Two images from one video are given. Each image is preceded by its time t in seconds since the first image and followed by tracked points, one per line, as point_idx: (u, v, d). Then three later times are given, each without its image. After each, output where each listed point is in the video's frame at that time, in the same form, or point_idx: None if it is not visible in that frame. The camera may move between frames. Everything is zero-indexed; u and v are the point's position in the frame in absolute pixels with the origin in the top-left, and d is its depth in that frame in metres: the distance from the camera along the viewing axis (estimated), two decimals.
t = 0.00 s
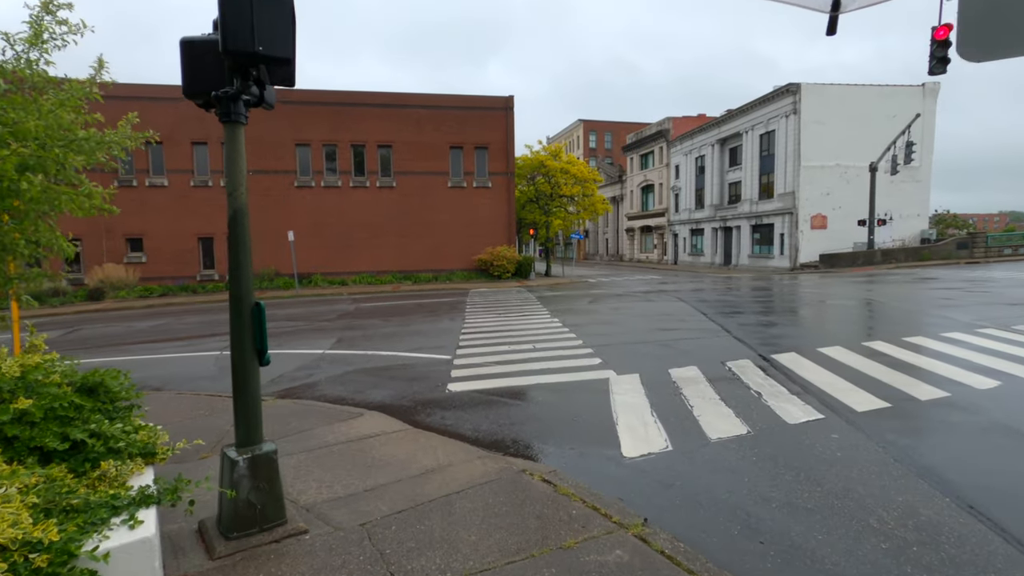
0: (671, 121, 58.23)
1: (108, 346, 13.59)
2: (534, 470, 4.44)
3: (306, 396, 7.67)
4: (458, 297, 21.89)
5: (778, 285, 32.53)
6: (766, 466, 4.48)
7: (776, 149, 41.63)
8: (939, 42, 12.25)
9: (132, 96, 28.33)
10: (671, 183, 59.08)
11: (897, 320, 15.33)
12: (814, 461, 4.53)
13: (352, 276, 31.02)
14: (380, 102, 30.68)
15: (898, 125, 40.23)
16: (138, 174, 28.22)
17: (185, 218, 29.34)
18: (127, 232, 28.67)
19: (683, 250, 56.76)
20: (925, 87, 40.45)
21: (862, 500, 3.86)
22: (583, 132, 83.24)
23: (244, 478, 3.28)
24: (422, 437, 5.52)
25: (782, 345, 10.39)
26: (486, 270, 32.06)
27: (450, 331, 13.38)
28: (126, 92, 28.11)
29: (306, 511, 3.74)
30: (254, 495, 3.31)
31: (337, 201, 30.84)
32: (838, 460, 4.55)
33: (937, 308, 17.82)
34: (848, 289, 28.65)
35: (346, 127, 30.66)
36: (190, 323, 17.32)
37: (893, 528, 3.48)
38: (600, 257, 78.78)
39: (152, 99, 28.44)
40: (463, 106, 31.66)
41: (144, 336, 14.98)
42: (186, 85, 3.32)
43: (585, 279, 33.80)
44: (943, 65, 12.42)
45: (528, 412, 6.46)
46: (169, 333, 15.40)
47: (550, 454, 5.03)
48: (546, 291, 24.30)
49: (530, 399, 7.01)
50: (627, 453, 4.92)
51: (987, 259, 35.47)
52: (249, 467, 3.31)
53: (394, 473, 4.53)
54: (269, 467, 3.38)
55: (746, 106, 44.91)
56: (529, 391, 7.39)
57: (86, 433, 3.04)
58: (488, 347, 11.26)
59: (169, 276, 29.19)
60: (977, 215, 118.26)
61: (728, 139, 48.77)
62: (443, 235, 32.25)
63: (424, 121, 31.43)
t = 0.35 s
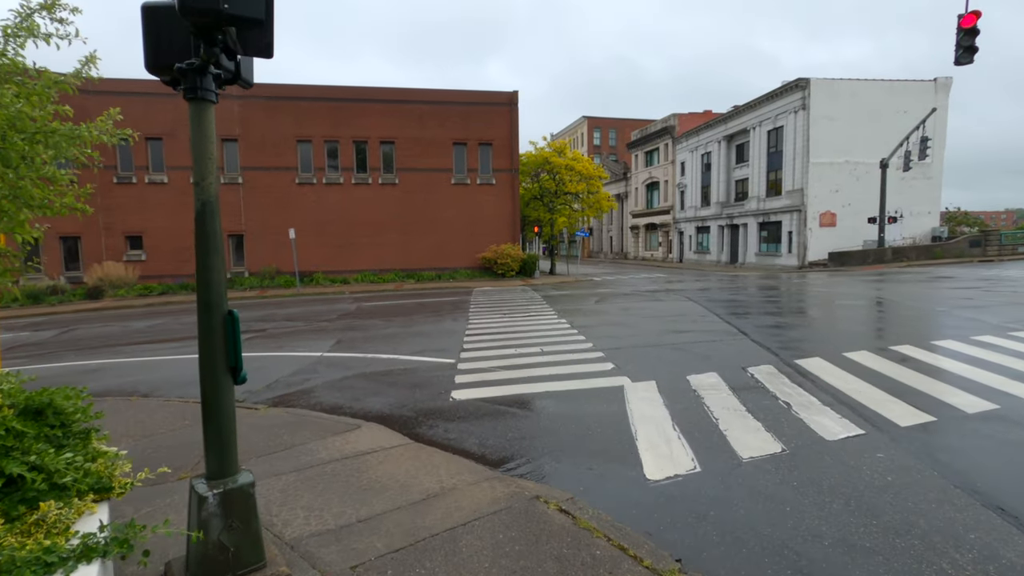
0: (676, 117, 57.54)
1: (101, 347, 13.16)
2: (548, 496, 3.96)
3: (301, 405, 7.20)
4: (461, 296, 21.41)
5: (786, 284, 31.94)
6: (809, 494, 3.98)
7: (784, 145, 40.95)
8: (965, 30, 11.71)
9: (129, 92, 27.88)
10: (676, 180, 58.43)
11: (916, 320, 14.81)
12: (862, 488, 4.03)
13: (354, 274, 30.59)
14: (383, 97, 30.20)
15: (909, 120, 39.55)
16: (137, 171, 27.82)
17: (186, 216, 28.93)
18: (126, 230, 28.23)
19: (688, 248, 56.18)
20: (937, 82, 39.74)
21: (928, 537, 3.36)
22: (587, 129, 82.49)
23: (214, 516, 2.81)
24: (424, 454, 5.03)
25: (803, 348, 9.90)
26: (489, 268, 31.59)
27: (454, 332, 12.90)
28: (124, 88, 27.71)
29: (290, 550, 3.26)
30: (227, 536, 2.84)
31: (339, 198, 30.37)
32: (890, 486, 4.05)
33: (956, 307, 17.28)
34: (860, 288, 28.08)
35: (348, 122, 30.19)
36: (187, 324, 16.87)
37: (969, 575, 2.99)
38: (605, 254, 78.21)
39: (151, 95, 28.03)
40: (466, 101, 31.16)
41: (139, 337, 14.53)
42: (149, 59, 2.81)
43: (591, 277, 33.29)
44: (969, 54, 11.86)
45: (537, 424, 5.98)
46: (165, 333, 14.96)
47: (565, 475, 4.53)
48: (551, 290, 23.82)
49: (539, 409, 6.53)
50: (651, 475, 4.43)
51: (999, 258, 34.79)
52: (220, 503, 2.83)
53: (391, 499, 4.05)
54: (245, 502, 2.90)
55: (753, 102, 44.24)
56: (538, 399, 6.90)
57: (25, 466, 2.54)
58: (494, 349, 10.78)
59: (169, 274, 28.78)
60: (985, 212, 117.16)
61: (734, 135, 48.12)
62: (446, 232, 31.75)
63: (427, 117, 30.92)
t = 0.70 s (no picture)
0: (688, 112, 56.63)
1: (100, 344, 12.81)
2: (574, 522, 3.47)
3: (301, 409, 6.75)
4: (469, 293, 20.94)
5: (801, 281, 31.26)
6: (877, 524, 3.45)
7: (799, 140, 40.09)
8: (1006, 13, 11.02)
9: (133, 87, 27.57)
10: (687, 176, 57.59)
11: (946, 319, 14.16)
12: (935, 516, 3.51)
13: (361, 270, 30.21)
14: (390, 91, 29.73)
15: (927, 114, 38.63)
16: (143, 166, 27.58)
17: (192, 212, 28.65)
18: (133, 225, 27.99)
19: (699, 245, 55.42)
20: (957, 75, 38.76)
21: None
22: (596, 124, 81.64)
23: (181, 558, 2.36)
24: (433, 468, 4.55)
25: (833, 349, 9.32)
26: (498, 264, 31.11)
27: (462, 330, 12.43)
28: (131, 82, 27.46)
29: None
30: None
31: (346, 193, 29.98)
32: (969, 516, 3.51)
33: (985, 306, 16.58)
34: (879, 285, 27.33)
35: (354, 117, 29.75)
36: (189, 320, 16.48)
37: None
38: (614, 251, 77.50)
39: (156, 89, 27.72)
40: (475, 95, 30.63)
41: (140, 334, 14.15)
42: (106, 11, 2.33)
43: (601, 274, 32.74)
44: (1009, 39, 11.19)
45: (553, 433, 5.47)
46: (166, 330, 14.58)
47: (590, 495, 4.04)
48: (561, 286, 23.30)
49: (556, 415, 6.05)
50: (690, 496, 3.92)
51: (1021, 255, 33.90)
52: (187, 540, 2.38)
53: (394, 524, 3.57)
54: (219, 538, 2.45)
55: (767, 96, 43.34)
56: (554, 405, 6.41)
57: None
58: (504, 347, 10.29)
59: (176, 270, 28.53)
60: (1002, 208, 115.02)
61: (747, 129, 47.24)
62: (455, 228, 31.29)
63: (435, 111, 30.42)
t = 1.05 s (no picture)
0: (695, 110, 55.98)
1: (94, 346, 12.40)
2: (595, 562, 3.02)
3: (296, 419, 6.28)
4: (474, 293, 20.49)
5: (811, 281, 30.70)
6: (953, 568, 2.95)
7: (809, 137, 39.44)
8: None
9: (134, 84, 27.22)
10: (694, 174, 56.95)
11: (971, 320, 13.61)
12: (1020, 558, 3.00)
13: (365, 269, 29.85)
14: (394, 88, 29.32)
15: (940, 111, 37.96)
16: (144, 164, 27.29)
17: (195, 210, 28.32)
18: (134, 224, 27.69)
19: (706, 244, 54.79)
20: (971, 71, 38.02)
21: None
22: (602, 123, 81.02)
23: None
24: (434, 490, 4.10)
25: (859, 353, 8.80)
26: (503, 264, 30.68)
27: (467, 332, 11.97)
28: (132, 79, 27.14)
29: None
30: None
31: (349, 192, 29.59)
32: None
33: (1008, 308, 16.00)
34: (894, 285, 26.72)
35: (358, 114, 29.34)
36: (187, 321, 16.07)
37: None
38: (620, 250, 76.90)
39: (157, 87, 27.40)
40: (480, 92, 30.17)
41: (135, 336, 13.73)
42: None
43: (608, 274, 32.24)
44: None
45: (568, 448, 5.00)
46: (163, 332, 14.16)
47: (613, 525, 3.57)
48: (568, 286, 22.82)
49: (568, 427, 5.57)
50: (726, 527, 3.45)
51: None
52: None
53: (389, 563, 3.10)
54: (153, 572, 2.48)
55: (776, 93, 42.69)
56: (566, 416, 5.93)
57: None
58: (511, 351, 9.81)
59: (177, 270, 28.22)
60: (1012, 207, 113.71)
61: (755, 127, 46.60)
62: (459, 227, 30.87)
63: (439, 108, 29.98)
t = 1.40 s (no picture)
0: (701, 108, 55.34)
1: (86, 350, 11.98)
2: None
3: (288, 432, 5.83)
4: (479, 294, 20.03)
5: (821, 280, 30.12)
6: None
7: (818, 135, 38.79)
8: None
9: (133, 82, 26.85)
10: (701, 173, 56.32)
11: (996, 322, 13.06)
12: None
13: (368, 269, 29.43)
14: (397, 85, 28.89)
15: (952, 107, 37.25)
16: (145, 163, 26.97)
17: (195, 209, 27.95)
18: (135, 223, 27.35)
19: (713, 244, 54.17)
20: (985, 67, 37.28)
21: None
22: (607, 121, 80.42)
23: None
24: (437, 521, 3.63)
25: (888, 358, 8.28)
26: (508, 264, 30.21)
27: (472, 335, 11.49)
28: (131, 77, 26.80)
29: None
30: None
31: (352, 190, 29.16)
32: None
33: None
34: (908, 285, 26.12)
35: (360, 112, 28.90)
36: (184, 323, 15.66)
37: None
38: (625, 250, 76.28)
39: (158, 85, 27.04)
40: (484, 89, 29.71)
41: (130, 338, 13.31)
42: None
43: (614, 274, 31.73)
44: None
45: (584, 467, 4.52)
46: (158, 334, 13.74)
47: (643, 567, 3.09)
48: (575, 287, 22.34)
49: (584, 443, 5.08)
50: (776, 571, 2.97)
51: None
52: None
53: None
54: None
55: (785, 90, 42.04)
56: (581, 429, 5.44)
57: None
58: (518, 355, 9.33)
59: (178, 270, 27.88)
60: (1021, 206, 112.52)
61: (763, 125, 45.97)
62: (463, 226, 30.40)
63: (443, 106, 29.51)
